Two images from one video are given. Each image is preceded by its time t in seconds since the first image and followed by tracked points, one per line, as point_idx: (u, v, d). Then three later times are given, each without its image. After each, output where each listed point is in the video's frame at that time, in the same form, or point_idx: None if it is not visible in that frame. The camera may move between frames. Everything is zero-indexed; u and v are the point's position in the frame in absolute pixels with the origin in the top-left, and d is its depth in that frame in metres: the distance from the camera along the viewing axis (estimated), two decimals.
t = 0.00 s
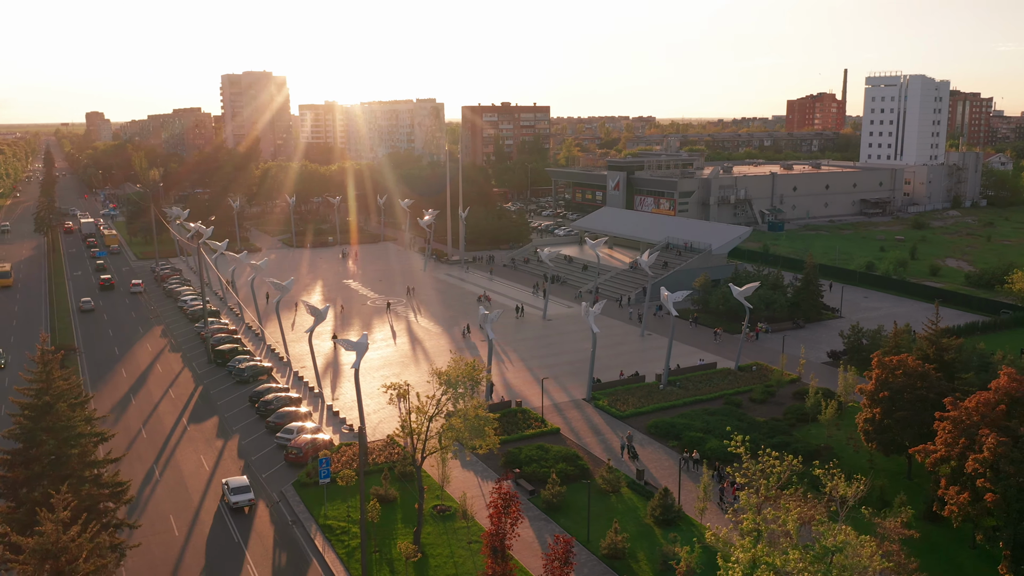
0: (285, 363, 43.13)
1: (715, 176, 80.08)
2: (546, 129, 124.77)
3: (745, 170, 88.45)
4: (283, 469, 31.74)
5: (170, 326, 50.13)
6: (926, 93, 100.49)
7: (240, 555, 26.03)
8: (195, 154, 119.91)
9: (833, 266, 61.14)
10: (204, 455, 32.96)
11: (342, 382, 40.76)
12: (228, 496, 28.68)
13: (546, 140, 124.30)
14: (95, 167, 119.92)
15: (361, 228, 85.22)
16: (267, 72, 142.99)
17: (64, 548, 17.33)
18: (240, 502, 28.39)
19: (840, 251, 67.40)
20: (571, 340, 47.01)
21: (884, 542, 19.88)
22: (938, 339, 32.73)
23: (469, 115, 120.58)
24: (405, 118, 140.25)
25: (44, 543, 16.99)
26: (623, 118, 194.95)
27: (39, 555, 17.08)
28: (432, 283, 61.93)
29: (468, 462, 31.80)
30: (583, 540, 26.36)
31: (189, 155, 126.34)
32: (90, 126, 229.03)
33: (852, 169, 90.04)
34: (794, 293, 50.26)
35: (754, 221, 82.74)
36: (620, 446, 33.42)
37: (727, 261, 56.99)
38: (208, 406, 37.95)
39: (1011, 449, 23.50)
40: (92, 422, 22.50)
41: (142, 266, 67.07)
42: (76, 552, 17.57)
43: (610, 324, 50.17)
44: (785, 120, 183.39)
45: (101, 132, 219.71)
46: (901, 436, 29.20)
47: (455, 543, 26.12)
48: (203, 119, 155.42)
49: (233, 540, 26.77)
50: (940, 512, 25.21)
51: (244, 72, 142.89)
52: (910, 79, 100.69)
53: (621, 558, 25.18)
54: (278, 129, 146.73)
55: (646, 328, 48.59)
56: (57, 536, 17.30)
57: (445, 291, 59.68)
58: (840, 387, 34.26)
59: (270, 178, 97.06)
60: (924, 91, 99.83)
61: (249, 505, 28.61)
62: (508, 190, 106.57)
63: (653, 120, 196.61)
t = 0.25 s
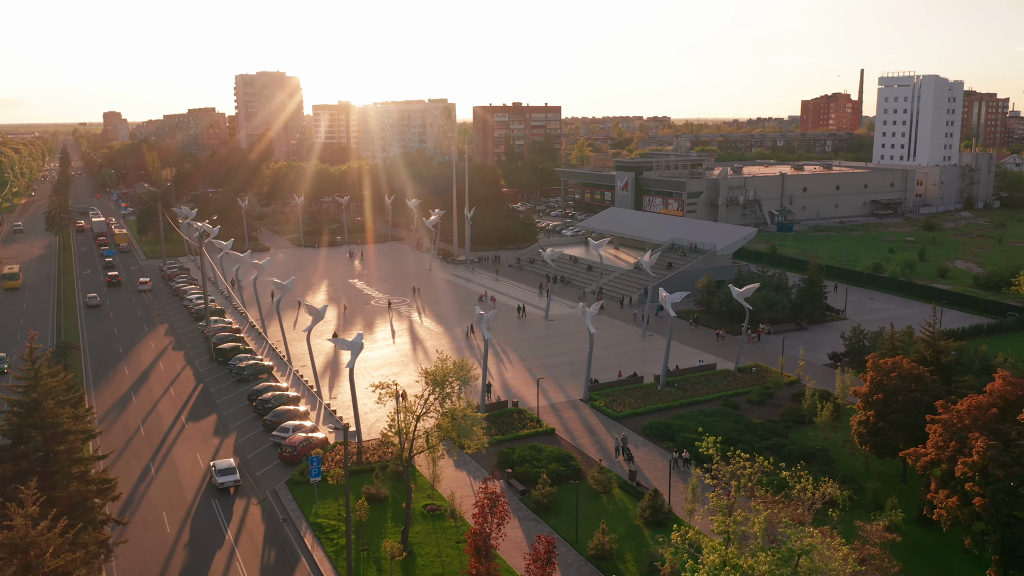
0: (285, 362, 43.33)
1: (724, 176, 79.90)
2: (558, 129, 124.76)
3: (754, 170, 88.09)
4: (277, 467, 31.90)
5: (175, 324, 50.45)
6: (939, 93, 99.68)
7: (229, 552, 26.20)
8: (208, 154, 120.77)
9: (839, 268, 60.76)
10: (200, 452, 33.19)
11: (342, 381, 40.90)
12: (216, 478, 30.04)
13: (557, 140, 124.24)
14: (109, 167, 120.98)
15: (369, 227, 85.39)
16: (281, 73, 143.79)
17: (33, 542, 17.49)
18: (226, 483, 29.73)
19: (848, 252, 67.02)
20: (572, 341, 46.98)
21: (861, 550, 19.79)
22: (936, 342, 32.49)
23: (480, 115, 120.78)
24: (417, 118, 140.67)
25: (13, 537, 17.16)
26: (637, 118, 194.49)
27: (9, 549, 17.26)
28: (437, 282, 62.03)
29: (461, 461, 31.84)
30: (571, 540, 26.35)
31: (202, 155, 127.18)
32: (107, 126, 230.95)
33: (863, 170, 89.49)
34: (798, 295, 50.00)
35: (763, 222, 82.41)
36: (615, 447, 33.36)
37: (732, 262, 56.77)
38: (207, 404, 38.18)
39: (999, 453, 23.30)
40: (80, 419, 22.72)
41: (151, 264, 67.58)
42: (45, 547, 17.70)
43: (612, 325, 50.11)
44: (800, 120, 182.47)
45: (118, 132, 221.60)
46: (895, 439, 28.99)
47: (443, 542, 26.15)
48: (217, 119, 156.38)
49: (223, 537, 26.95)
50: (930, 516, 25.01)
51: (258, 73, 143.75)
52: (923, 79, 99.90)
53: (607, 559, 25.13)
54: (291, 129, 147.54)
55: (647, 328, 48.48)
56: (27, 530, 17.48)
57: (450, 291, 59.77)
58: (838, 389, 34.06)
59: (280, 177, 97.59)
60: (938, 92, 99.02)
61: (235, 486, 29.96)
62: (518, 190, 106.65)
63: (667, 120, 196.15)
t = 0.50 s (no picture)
0: (286, 361, 43.51)
1: (731, 176, 79.72)
2: (567, 129, 124.70)
3: (762, 171, 87.79)
4: (272, 465, 32.06)
5: (178, 323, 50.76)
6: (950, 94, 98.96)
7: (220, 550, 26.37)
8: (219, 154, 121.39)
9: (845, 269, 60.47)
10: (196, 450, 33.43)
11: (341, 380, 41.06)
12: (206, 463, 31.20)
13: (567, 140, 124.15)
14: (121, 166, 121.77)
15: (375, 227, 85.63)
16: (293, 73, 144.25)
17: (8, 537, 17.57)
18: (216, 468, 30.80)
19: (854, 253, 66.66)
20: (572, 341, 46.98)
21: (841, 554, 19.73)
22: (933, 344, 32.32)
23: (490, 115, 120.89)
24: (427, 118, 140.97)
25: None
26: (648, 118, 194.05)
27: None
28: (441, 282, 62.16)
29: (455, 461, 31.91)
30: (560, 540, 26.38)
31: (213, 155, 127.86)
32: (122, 125, 232.35)
33: (873, 171, 89.03)
34: (801, 296, 49.81)
35: (771, 223, 82.15)
36: (610, 448, 33.34)
37: (736, 263, 56.63)
38: (207, 402, 38.42)
39: (990, 456, 23.16)
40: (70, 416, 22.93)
41: (158, 263, 68.02)
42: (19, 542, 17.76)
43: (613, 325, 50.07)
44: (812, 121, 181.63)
45: (132, 132, 223.06)
46: (889, 441, 28.84)
47: (433, 541, 26.23)
48: (229, 119, 157.10)
49: (215, 535, 27.14)
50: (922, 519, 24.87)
51: (269, 73, 144.32)
52: (934, 79, 99.19)
53: (596, 559, 25.12)
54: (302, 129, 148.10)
55: (648, 329, 48.41)
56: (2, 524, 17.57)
57: (454, 290, 59.86)
58: (835, 391, 33.91)
59: (289, 177, 98.00)
60: (949, 92, 98.32)
61: (225, 470, 31.06)
62: (526, 190, 106.69)
63: (679, 121, 195.69)
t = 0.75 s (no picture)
0: (286, 360, 43.68)
1: (738, 177, 79.42)
2: (577, 130, 124.59)
3: (771, 171, 87.40)
4: (267, 463, 32.20)
5: (182, 322, 51.06)
6: (962, 94, 98.20)
7: (212, 548, 26.52)
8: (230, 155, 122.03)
9: (850, 270, 60.11)
10: (193, 448, 33.62)
11: (340, 379, 41.17)
12: (199, 449, 32.45)
13: (576, 140, 124.03)
14: (133, 166, 122.64)
15: (382, 227, 85.72)
16: (304, 73, 144.54)
17: None
18: (208, 454, 32.03)
19: (861, 254, 66.22)
20: (573, 341, 46.96)
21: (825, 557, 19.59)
22: (930, 346, 32.09)
23: (499, 115, 121.00)
24: (437, 118, 141.23)
25: None
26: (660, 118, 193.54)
27: None
28: (445, 281, 62.24)
29: (449, 461, 31.96)
30: (550, 540, 26.40)
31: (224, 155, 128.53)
32: (136, 125, 233.97)
33: (882, 171, 88.48)
34: (804, 298, 49.59)
35: (778, 224, 81.84)
36: (605, 449, 33.29)
37: (739, 263, 56.42)
38: (206, 401, 38.63)
39: (981, 459, 22.99)
40: (59, 414, 23.16)
41: (165, 263, 68.45)
42: None
43: (615, 326, 50.08)
44: (825, 121, 180.64)
45: (147, 132, 224.54)
46: (883, 443, 28.67)
47: (423, 541, 26.32)
48: (240, 118, 157.75)
49: (208, 533, 27.33)
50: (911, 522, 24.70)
51: (281, 73, 144.80)
52: (946, 79, 98.42)
53: (585, 560, 25.10)
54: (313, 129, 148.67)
55: (650, 329, 48.30)
56: None
57: (457, 290, 59.91)
58: (832, 393, 33.74)
59: (298, 177, 98.49)
60: (961, 91, 97.56)
61: (217, 457, 32.24)
62: (535, 191, 106.69)
63: (690, 121, 195.08)
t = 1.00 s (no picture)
0: (287, 359, 43.84)
1: (745, 177, 79.13)
2: (586, 130, 124.49)
3: (780, 172, 87.03)
4: (262, 462, 32.34)
5: (186, 321, 51.36)
6: (974, 94, 97.45)
7: (203, 546, 26.64)
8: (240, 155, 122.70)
9: (856, 271, 59.79)
10: (190, 446, 33.78)
11: (339, 379, 41.29)
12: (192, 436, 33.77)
13: (585, 141, 123.92)
14: (145, 166, 123.48)
15: (389, 227, 85.95)
16: (315, 74, 144.24)
17: None
18: (201, 441, 33.32)
19: (868, 255, 65.86)
20: (573, 342, 46.93)
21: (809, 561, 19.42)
22: (927, 348, 31.89)
23: (509, 115, 121.09)
24: (447, 118, 141.47)
25: None
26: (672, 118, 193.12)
27: None
28: (449, 281, 62.30)
29: (443, 461, 32.03)
30: (540, 540, 26.43)
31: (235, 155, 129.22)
32: (151, 125, 235.55)
33: (892, 172, 87.93)
34: (807, 299, 49.38)
35: (786, 224, 81.52)
36: (600, 450, 33.22)
37: (743, 264, 56.20)
38: (205, 399, 38.82)
39: (970, 461, 22.81)
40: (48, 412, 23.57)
41: (172, 262, 68.87)
42: None
43: (617, 326, 50.03)
44: (837, 121, 179.70)
45: (161, 132, 225.98)
46: (877, 445, 28.50)
47: (412, 540, 26.37)
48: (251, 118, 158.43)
49: (199, 530, 27.50)
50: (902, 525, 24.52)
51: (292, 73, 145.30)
52: (957, 79, 97.67)
53: (574, 560, 25.11)
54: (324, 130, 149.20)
55: (651, 330, 48.21)
56: None
57: (461, 289, 59.97)
58: (828, 394, 33.59)
59: (307, 177, 98.90)
60: (973, 91, 96.82)
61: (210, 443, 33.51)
62: (543, 191, 106.70)
63: (702, 121, 194.56)
